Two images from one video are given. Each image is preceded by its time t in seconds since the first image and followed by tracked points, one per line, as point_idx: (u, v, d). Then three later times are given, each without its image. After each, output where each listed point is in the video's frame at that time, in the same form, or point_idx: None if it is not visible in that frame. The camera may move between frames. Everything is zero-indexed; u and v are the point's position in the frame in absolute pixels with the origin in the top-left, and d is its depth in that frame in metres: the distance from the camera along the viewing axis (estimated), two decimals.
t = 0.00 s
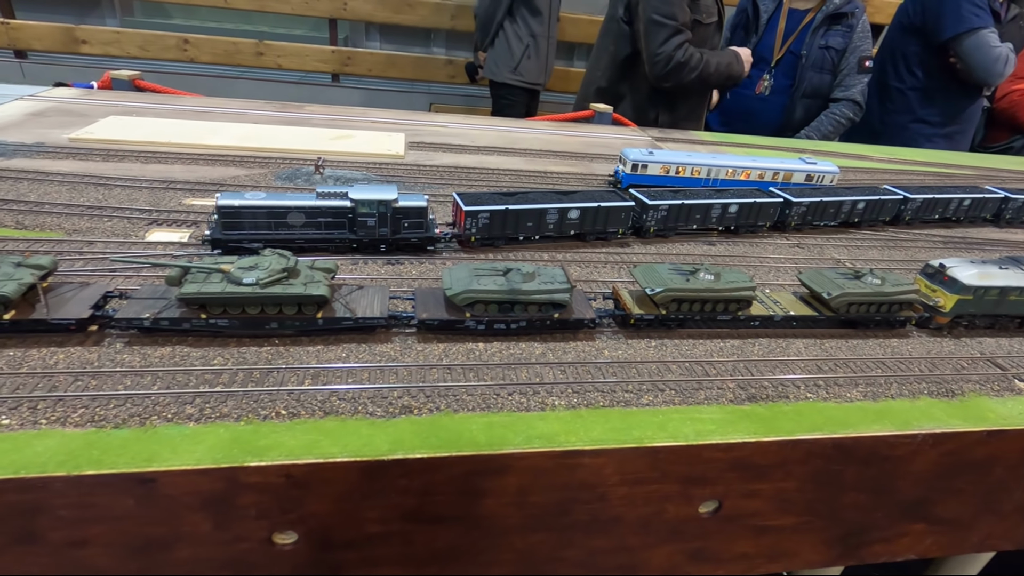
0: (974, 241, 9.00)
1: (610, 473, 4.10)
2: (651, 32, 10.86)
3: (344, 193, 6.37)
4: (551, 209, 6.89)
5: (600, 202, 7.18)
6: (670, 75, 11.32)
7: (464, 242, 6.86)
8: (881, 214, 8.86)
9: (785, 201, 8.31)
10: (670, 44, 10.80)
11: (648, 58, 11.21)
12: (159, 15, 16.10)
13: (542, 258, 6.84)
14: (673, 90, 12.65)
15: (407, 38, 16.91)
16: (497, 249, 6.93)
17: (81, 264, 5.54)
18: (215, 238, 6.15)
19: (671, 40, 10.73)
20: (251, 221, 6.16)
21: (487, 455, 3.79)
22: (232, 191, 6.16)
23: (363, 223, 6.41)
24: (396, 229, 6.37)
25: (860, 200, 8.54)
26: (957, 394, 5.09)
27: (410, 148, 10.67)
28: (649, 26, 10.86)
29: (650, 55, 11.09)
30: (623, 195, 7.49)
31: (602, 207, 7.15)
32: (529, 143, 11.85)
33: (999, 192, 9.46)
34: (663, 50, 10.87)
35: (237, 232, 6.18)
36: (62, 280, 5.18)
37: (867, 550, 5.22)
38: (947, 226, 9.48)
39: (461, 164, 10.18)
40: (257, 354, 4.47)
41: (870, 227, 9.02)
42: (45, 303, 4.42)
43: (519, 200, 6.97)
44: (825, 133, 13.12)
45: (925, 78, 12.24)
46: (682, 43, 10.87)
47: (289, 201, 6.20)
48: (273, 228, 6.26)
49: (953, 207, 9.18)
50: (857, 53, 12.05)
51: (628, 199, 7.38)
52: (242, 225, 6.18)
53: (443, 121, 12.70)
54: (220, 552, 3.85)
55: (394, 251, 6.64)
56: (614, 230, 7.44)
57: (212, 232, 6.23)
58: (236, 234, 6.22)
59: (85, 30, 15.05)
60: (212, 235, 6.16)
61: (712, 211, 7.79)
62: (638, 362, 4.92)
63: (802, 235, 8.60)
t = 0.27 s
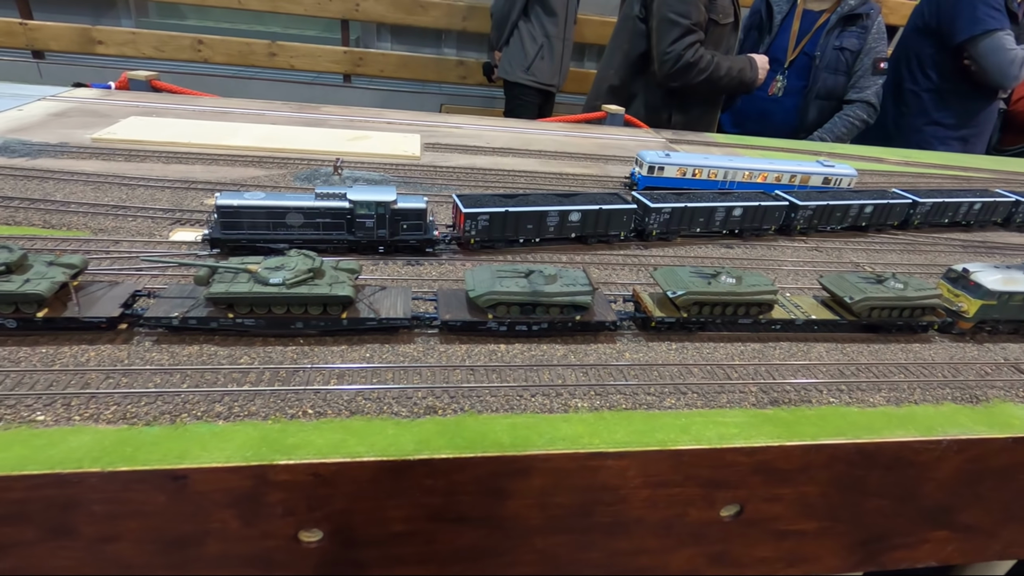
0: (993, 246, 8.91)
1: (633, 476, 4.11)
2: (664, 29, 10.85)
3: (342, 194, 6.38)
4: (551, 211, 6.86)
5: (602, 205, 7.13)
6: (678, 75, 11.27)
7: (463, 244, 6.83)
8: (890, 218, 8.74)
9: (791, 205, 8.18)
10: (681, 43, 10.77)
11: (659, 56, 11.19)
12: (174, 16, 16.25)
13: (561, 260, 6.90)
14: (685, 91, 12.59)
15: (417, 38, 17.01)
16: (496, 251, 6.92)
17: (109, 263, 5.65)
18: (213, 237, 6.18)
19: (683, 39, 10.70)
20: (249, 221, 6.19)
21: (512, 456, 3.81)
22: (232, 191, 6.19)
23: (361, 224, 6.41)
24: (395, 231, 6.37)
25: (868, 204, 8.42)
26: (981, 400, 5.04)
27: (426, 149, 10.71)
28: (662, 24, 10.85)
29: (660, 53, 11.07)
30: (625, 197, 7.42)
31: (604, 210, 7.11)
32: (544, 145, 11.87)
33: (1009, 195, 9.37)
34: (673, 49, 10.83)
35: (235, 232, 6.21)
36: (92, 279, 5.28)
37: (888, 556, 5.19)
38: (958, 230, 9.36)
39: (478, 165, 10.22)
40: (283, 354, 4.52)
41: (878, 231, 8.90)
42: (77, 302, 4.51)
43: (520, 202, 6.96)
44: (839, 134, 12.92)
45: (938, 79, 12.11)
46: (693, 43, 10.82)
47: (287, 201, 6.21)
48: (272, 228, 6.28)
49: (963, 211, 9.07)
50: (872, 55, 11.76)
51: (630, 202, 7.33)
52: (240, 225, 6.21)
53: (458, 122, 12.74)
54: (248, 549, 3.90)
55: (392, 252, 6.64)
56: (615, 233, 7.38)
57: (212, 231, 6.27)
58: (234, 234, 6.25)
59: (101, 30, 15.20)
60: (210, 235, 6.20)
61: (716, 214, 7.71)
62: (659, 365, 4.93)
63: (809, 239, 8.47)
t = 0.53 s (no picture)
0: (1016, 248, 8.77)
1: (657, 477, 4.08)
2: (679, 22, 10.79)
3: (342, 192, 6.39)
4: (552, 210, 6.79)
5: (605, 204, 7.06)
6: (689, 69, 11.17)
7: (464, 243, 6.75)
8: (901, 220, 8.60)
9: (799, 206, 8.07)
10: (694, 36, 10.69)
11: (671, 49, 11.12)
12: (188, 16, 16.39)
13: (579, 260, 6.88)
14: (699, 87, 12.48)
15: (429, 38, 17.02)
16: (497, 251, 6.86)
17: (133, 260, 5.71)
18: (212, 233, 6.22)
19: (696, 32, 10.62)
20: (248, 218, 6.22)
21: (537, 455, 3.80)
22: (232, 188, 6.25)
23: (360, 222, 6.42)
24: (393, 228, 6.36)
25: (879, 205, 8.29)
26: (1010, 404, 4.95)
27: (442, 149, 10.72)
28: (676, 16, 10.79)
29: (672, 46, 11.00)
30: (628, 197, 7.35)
31: (607, 210, 7.02)
32: (560, 144, 11.85)
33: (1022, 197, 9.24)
34: (685, 42, 10.76)
35: (234, 228, 6.24)
36: (118, 275, 5.34)
37: (912, 561, 5.11)
38: (970, 232, 9.22)
39: (493, 164, 10.21)
40: (307, 351, 4.54)
41: (889, 234, 8.75)
42: (105, 297, 4.56)
43: (523, 201, 6.92)
44: (854, 135, 12.80)
45: (955, 79, 11.95)
46: (707, 37, 10.74)
47: (287, 198, 6.24)
48: (270, 225, 6.30)
49: (976, 213, 8.93)
50: (888, 55, 11.67)
51: (634, 202, 7.25)
52: (240, 221, 6.24)
53: (473, 121, 12.75)
54: (272, 544, 3.91)
55: (392, 251, 6.63)
56: (619, 233, 7.29)
57: (212, 228, 6.33)
58: (233, 230, 6.29)
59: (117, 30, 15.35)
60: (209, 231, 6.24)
61: (721, 215, 7.65)
62: (683, 366, 4.91)
63: (818, 241, 8.31)
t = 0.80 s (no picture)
0: None
1: (681, 482, 4.02)
2: (680, 19, 10.62)
3: (337, 191, 6.38)
4: (552, 212, 6.71)
5: (606, 205, 6.98)
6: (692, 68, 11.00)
7: (462, 244, 6.69)
8: (911, 222, 8.45)
9: (806, 208, 7.95)
10: (695, 35, 10.50)
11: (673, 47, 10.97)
12: (200, 16, 16.49)
13: (597, 262, 6.84)
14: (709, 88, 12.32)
15: (439, 39, 17.02)
16: (496, 253, 6.80)
17: (154, 260, 5.76)
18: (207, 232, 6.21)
19: (697, 30, 10.43)
20: (243, 217, 6.22)
21: (560, 459, 3.76)
22: (228, 186, 6.24)
23: (356, 222, 6.41)
24: (390, 229, 6.35)
25: (888, 207, 8.15)
26: None
27: (456, 149, 10.71)
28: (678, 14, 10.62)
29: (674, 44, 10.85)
30: (630, 198, 7.27)
31: (608, 211, 6.93)
32: (574, 145, 11.80)
33: None
34: (686, 40, 10.59)
35: (229, 227, 6.24)
36: (140, 274, 5.38)
37: (937, 569, 5.02)
38: (983, 234, 9.07)
39: (508, 165, 10.18)
40: (328, 351, 4.53)
41: (898, 236, 8.61)
42: (128, 297, 4.58)
43: (523, 202, 6.87)
44: (869, 135, 12.65)
45: (970, 80, 11.77)
46: (709, 35, 10.52)
47: (282, 197, 6.23)
48: (266, 224, 6.29)
49: (987, 215, 8.78)
50: (903, 55, 11.55)
51: (636, 203, 7.16)
52: (235, 220, 6.24)
53: (486, 121, 12.73)
54: (293, 546, 3.89)
55: (389, 251, 6.64)
56: (620, 235, 7.21)
57: (207, 227, 6.32)
58: (228, 229, 6.29)
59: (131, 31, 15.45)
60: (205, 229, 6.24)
61: (727, 216, 7.53)
62: (706, 369, 4.85)
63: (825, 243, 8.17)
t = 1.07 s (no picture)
0: None
1: (709, 486, 3.95)
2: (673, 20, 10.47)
3: (336, 188, 6.33)
4: (554, 211, 6.64)
5: (609, 204, 6.89)
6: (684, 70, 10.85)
7: (462, 244, 6.62)
8: (924, 223, 8.29)
9: (816, 208, 7.82)
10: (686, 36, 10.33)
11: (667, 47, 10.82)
12: (212, 15, 16.52)
13: (619, 262, 6.78)
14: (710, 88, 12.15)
15: (449, 38, 16.99)
16: (498, 252, 6.71)
17: (174, 258, 5.76)
18: (204, 228, 6.17)
19: (687, 32, 10.26)
20: (241, 214, 6.17)
21: (589, 462, 3.70)
22: (226, 183, 6.19)
23: (353, 219, 6.34)
24: (389, 227, 6.29)
25: (900, 208, 7.99)
26: None
27: (472, 147, 10.65)
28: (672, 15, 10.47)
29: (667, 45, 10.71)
30: (634, 197, 7.17)
31: (612, 210, 6.84)
32: (589, 144, 11.72)
33: None
34: (678, 41, 10.43)
35: (227, 224, 6.19)
36: (162, 272, 5.38)
37: None
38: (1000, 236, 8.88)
39: (523, 164, 10.12)
40: (351, 351, 4.50)
41: (910, 237, 8.46)
42: (151, 295, 4.57)
43: (525, 201, 6.78)
44: (883, 135, 12.49)
45: (986, 79, 11.58)
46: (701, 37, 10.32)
47: (280, 194, 6.17)
48: (263, 221, 6.24)
49: (1003, 216, 8.58)
50: (920, 54, 11.33)
51: (640, 203, 7.05)
52: (233, 217, 6.20)
53: (501, 120, 12.66)
54: (316, 546, 3.86)
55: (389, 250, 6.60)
56: (624, 235, 7.12)
57: (204, 224, 6.27)
58: (225, 225, 6.25)
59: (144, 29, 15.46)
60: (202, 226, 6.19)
61: (734, 217, 7.40)
62: (733, 372, 4.78)
63: (835, 243, 8.04)
